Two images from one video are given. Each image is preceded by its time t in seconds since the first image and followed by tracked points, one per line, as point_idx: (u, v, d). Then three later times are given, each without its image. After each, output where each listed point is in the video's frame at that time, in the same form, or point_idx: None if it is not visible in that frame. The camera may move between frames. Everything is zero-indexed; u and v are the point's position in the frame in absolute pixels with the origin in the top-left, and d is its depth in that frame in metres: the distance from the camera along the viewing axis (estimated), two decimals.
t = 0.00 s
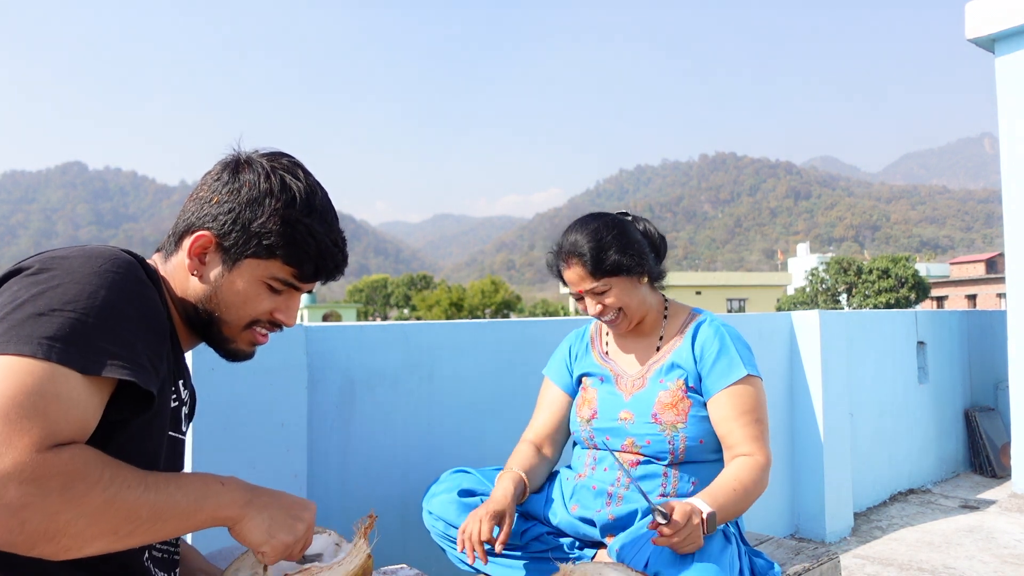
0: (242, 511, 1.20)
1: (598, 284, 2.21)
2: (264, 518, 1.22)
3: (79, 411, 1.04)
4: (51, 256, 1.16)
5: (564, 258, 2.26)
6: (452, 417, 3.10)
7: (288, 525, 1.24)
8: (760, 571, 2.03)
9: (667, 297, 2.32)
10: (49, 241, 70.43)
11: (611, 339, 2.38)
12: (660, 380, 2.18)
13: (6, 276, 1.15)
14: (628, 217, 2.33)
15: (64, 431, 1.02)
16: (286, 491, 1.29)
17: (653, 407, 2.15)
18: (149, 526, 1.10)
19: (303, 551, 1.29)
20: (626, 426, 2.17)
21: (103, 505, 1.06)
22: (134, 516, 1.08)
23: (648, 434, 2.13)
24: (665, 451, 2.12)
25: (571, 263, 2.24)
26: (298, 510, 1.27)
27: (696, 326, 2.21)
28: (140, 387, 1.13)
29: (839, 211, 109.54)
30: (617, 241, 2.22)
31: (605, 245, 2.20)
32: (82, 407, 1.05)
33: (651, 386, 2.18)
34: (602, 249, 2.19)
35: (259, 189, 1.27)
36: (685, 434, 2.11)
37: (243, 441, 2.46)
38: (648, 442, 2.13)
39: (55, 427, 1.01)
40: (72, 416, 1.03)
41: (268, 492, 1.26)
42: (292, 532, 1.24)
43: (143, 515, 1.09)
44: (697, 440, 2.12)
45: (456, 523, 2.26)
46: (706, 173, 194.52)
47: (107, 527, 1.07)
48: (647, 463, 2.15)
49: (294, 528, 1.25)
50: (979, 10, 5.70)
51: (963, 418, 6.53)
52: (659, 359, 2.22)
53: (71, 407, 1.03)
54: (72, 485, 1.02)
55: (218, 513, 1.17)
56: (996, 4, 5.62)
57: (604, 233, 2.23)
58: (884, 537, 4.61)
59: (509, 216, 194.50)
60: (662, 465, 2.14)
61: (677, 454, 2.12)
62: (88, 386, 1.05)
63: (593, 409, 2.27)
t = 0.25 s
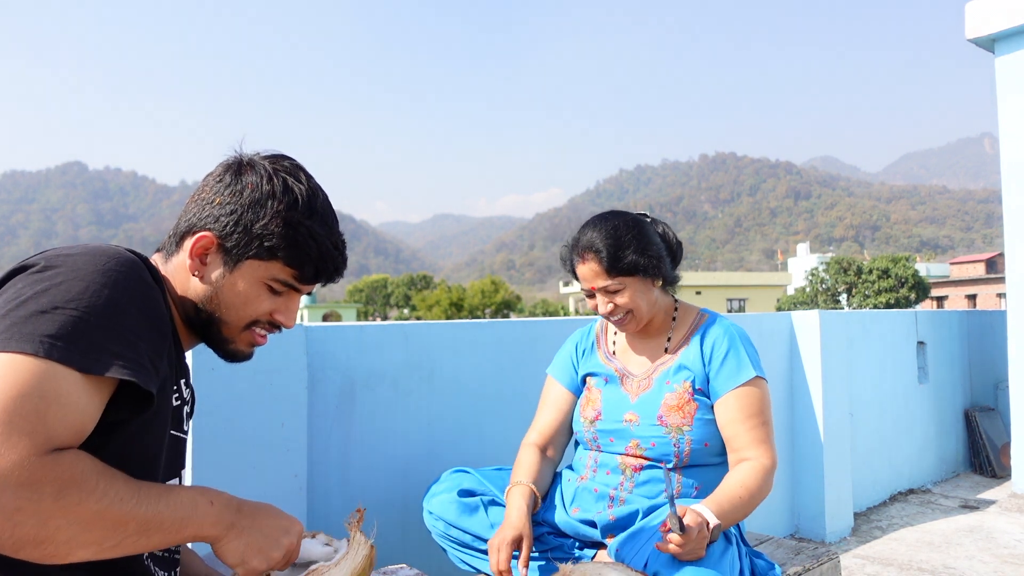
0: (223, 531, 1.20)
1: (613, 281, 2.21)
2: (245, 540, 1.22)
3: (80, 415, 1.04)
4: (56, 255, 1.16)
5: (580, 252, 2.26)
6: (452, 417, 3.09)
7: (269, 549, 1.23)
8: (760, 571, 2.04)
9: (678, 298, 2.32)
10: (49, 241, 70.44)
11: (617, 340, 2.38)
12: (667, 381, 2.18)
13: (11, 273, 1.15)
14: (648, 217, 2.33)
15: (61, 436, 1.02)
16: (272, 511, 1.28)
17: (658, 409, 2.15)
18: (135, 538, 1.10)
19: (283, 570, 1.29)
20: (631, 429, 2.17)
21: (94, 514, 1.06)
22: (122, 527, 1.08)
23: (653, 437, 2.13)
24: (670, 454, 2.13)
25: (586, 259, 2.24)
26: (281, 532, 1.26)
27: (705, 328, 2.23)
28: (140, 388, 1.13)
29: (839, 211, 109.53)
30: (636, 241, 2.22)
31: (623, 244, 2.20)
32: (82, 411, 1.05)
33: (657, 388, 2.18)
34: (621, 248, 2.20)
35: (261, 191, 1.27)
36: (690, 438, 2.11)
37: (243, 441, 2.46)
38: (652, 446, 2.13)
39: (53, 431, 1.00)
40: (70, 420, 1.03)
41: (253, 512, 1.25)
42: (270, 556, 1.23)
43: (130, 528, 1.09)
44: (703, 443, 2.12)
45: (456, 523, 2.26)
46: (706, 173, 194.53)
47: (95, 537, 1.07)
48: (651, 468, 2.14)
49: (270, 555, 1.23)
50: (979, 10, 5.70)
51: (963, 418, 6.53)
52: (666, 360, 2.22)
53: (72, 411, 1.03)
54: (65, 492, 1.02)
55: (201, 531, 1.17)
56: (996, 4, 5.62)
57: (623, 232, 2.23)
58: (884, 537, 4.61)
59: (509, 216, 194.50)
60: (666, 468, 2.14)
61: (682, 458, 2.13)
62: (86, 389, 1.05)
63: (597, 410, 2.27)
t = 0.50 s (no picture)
0: (231, 531, 1.19)
1: (620, 281, 2.21)
2: (252, 541, 1.21)
3: (88, 412, 1.04)
4: (62, 253, 1.16)
5: (588, 250, 2.25)
6: (452, 417, 3.09)
7: (275, 551, 1.23)
8: (760, 571, 2.04)
9: (681, 298, 2.33)
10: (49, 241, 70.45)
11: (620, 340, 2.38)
12: (671, 384, 2.17)
13: (17, 272, 1.15)
14: (656, 217, 2.33)
15: (71, 433, 1.02)
16: (281, 511, 1.28)
17: (663, 412, 2.15)
18: (145, 536, 1.10)
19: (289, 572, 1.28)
20: (635, 431, 2.17)
21: (104, 511, 1.06)
22: (132, 525, 1.08)
23: (658, 440, 2.13)
24: (674, 457, 2.13)
25: (594, 257, 2.24)
26: (289, 534, 1.26)
27: (711, 328, 2.23)
28: (146, 386, 1.13)
29: (839, 211, 109.57)
30: (645, 242, 2.22)
31: (633, 243, 2.20)
32: (90, 407, 1.05)
33: (661, 390, 2.18)
34: (630, 248, 2.20)
35: (264, 192, 1.27)
36: (696, 440, 2.12)
37: (243, 442, 2.46)
38: (657, 448, 2.14)
39: (63, 428, 1.00)
40: (80, 417, 1.03)
41: (262, 512, 1.25)
42: (274, 557, 1.23)
43: (140, 525, 1.09)
44: (708, 445, 2.12)
45: (456, 524, 2.26)
46: (706, 173, 194.53)
47: (105, 534, 1.07)
48: (654, 470, 2.15)
49: (271, 557, 1.23)
50: (979, 10, 5.70)
51: (963, 418, 6.53)
52: (670, 361, 2.22)
53: (81, 407, 1.03)
54: (76, 489, 1.02)
55: (210, 529, 1.17)
56: (995, 4, 5.61)
57: (632, 232, 2.23)
58: (884, 537, 4.61)
59: (509, 216, 194.52)
60: (669, 471, 2.15)
61: (687, 460, 2.13)
62: (96, 386, 1.05)
63: (600, 413, 2.27)
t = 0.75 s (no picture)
0: (231, 530, 1.20)
1: (621, 277, 2.21)
2: (251, 543, 1.22)
3: (91, 406, 1.04)
4: (65, 251, 1.16)
5: (592, 244, 2.26)
6: (452, 416, 3.09)
7: (268, 556, 1.24)
8: (760, 571, 2.04)
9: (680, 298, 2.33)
10: (49, 241, 70.45)
11: (619, 341, 2.38)
12: (668, 383, 2.17)
13: (20, 269, 1.15)
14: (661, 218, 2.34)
15: (74, 428, 1.02)
16: (282, 511, 1.28)
17: (660, 412, 2.15)
18: (147, 532, 1.10)
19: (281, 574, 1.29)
20: (632, 431, 2.17)
21: (107, 506, 1.06)
22: (135, 521, 1.08)
23: (654, 439, 2.13)
24: (672, 457, 2.13)
25: (597, 252, 2.24)
26: (287, 538, 1.26)
27: (709, 329, 2.23)
28: (148, 383, 1.13)
29: (839, 211, 109.55)
30: (649, 240, 2.23)
31: (637, 241, 2.21)
32: (93, 402, 1.04)
33: (658, 389, 2.18)
34: (633, 245, 2.20)
35: (267, 194, 1.27)
36: (693, 440, 2.12)
37: (243, 441, 2.46)
38: (653, 448, 2.13)
39: (67, 423, 1.00)
40: (83, 412, 1.03)
41: (263, 512, 1.25)
42: (271, 559, 1.24)
43: (142, 522, 1.09)
44: (705, 445, 2.12)
45: (455, 524, 2.25)
46: (706, 173, 194.52)
47: (107, 530, 1.07)
48: (652, 470, 2.15)
49: (266, 558, 1.23)
50: (979, 10, 5.70)
51: (963, 418, 6.53)
52: (667, 362, 2.22)
53: (84, 401, 1.03)
54: (80, 484, 1.02)
55: (211, 529, 1.17)
56: (995, 4, 5.61)
57: (637, 229, 2.24)
58: (884, 537, 4.61)
59: (509, 216, 194.52)
60: (667, 471, 2.15)
61: (683, 460, 2.13)
62: (100, 382, 1.05)
63: (598, 412, 2.27)
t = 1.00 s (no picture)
0: (228, 531, 1.20)
1: (620, 268, 2.23)
2: (246, 546, 1.22)
3: (89, 404, 1.04)
4: (65, 250, 1.16)
5: (593, 234, 2.28)
6: (452, 416, 3.10)
7: (258, 562, 1.24)
8: (760, 570, 2.04)
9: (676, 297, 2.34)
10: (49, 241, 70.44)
11: (614, 339, 2.38)
12: (662, 381, 2.18)
13: (19, 268, 1.15)
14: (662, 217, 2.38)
15: (72, 426, 1.02)
16: (278, 514, 1.28)
17: (654, 410, 2.15)
18: (145, 533, 1.10)
19: None
20: (627, 429, 2.17)
21: (105, 505, 1.05)
22: (133, 520, 1.08)
23: (648, 438, 2.13)
24: (666, 455, 2.12)
25: (597, 242, 2.27)
26: (281, 544, 1.26)
27: (703, 326, 2.23)
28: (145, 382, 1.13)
29: (839, 211, 109.55)
30: (649, 234, 2.26)
31: (637, 234, 2.24)
32: (91, 401, 1.04)
33: (653, 387, 2.18)
34: (634, 237, 2.23)
35: (267, 196, 1.27)
36: (686, 438, 2.11)
37: (243, 441, 2.46)
38: (647, 446, 2.13)
39: (65, 421, 1.00)
40: (81, 410, 1.03)
41: (259, 515, 1.25)
42: (264, 562, 1.24)
43: (140, 521, 1.09)
44: (698, 443, 2.12)
45: (455, 524, 2.25)
46: (706, 173, 194.53)
47: (105, 529, 1.06)
48: (647, 469, 2.14)
49: (261, 561, 1.24)
50: (979, 10, 5.69)
51: (963, 418, 6.53)
52: (661, 361, 2.22)
53: (81, 399, 1.03)
54: (78, 482, 1.02)
55: (208, 531, 1.17)
56: (995, 4, 5.61)
57: (638, 223, 2.27)
58: (884, 537, 4.61)
59: (509, 216, 194.51)
60: (661, 470, 2.14)
61: (677, 459, 2.13)
62: (98, 380, 1.05)
63: (592, 410, 2.26)
